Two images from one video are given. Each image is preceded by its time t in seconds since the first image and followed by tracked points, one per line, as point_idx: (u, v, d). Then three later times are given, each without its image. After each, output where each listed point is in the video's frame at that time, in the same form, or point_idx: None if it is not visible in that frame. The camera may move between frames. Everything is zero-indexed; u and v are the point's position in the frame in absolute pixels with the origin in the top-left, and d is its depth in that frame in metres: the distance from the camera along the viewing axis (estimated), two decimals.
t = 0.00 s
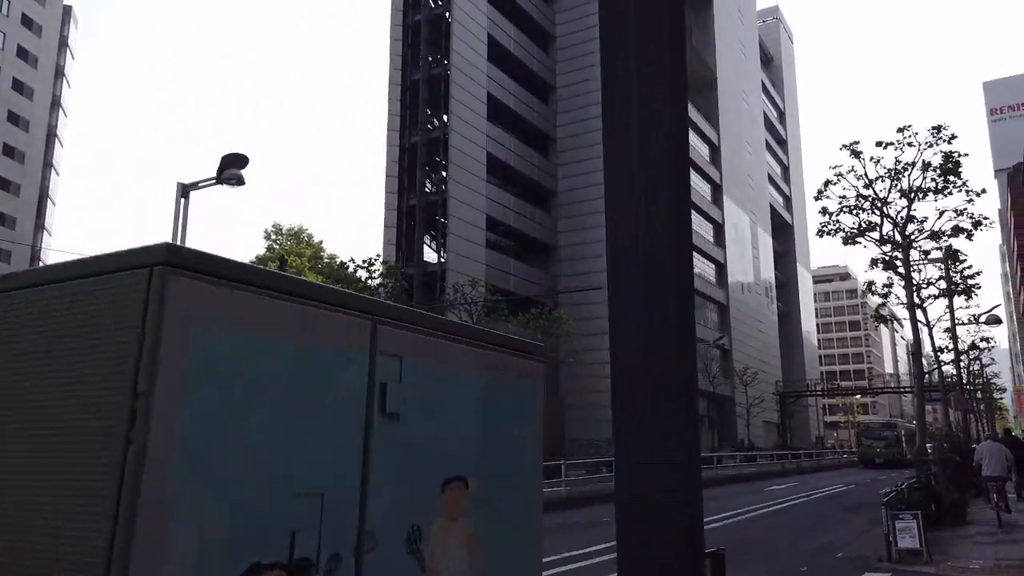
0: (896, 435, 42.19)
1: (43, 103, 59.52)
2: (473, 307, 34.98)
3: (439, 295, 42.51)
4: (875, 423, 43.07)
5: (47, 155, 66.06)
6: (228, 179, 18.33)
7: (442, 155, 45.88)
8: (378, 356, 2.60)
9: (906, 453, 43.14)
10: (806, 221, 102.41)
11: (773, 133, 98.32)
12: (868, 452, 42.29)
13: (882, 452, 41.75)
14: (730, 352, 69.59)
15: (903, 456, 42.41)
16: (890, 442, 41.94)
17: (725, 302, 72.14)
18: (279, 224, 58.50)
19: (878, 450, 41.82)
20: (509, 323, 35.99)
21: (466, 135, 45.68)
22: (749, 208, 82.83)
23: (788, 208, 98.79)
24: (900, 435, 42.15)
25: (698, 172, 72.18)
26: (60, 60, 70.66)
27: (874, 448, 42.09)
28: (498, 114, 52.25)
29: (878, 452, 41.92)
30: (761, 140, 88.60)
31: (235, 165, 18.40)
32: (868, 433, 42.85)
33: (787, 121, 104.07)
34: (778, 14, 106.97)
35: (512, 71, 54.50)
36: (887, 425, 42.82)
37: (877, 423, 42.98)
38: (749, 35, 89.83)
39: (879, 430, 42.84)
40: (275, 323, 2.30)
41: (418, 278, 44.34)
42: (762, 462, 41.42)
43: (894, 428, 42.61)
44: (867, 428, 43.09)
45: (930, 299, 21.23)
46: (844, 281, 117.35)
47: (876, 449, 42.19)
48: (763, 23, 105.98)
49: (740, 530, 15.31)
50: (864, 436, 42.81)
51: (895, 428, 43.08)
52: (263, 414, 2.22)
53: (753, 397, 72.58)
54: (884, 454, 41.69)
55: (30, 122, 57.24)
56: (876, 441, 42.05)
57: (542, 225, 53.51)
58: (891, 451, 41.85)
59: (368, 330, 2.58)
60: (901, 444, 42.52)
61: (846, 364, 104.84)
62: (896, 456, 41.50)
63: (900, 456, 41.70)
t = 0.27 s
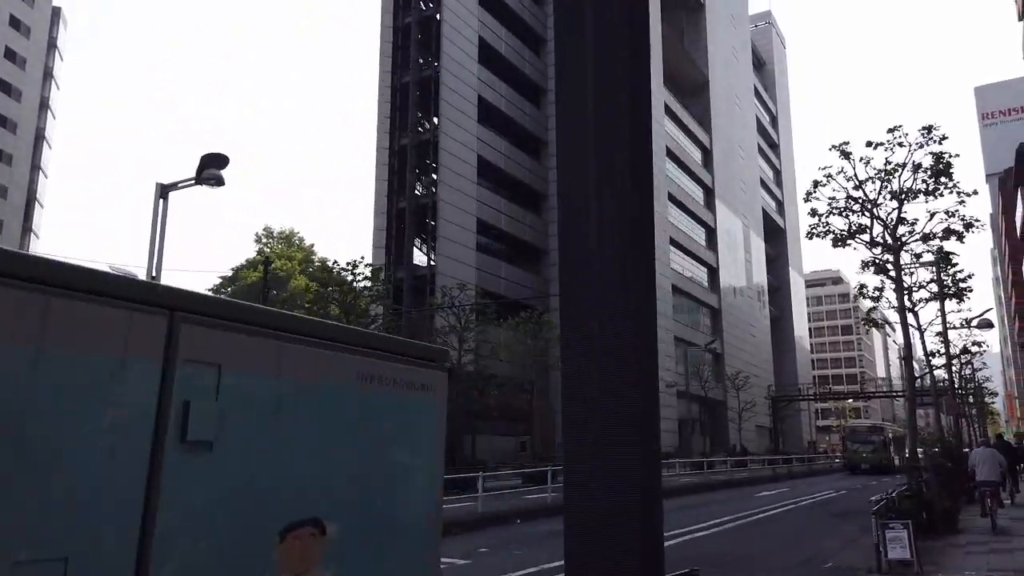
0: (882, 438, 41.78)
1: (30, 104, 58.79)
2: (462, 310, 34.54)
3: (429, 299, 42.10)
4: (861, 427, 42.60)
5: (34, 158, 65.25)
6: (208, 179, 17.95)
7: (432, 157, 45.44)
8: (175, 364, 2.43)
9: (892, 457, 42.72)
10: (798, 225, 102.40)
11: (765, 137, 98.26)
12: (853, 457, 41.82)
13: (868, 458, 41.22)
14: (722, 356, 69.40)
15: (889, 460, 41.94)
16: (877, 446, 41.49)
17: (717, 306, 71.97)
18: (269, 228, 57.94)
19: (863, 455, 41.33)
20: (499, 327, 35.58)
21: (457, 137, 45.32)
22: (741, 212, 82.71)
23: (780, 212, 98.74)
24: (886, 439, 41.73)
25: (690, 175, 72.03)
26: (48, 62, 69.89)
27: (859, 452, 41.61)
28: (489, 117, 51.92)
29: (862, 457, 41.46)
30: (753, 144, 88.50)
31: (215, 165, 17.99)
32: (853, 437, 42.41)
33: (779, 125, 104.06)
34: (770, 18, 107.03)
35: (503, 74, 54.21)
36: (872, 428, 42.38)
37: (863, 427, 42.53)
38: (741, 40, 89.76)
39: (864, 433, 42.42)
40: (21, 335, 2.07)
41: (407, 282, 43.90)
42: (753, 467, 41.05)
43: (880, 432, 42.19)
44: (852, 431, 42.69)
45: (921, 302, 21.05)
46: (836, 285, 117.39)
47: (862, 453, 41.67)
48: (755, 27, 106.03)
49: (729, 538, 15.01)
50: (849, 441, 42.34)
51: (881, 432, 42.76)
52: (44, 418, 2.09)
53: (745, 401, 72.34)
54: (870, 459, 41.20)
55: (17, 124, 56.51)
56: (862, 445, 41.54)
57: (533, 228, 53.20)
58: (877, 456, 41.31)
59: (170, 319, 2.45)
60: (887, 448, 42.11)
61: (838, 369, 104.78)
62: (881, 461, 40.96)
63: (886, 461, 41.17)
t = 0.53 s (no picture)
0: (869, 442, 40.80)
1: (17, 104, 58.07)
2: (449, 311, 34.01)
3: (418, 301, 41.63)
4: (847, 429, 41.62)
5: (21, 159, 64.45)
6: (186, 175, 17.56)
7: (421, 158, 45.01)
8: None
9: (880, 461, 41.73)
10: (790, 229, 102.31)
11: (757, 140, 98.24)
12: (839, 461, 40.73)
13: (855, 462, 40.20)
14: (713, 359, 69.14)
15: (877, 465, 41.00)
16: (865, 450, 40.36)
17: (709, 309, 71.74)
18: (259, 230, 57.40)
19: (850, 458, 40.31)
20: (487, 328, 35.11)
21: (447, 138, 44.99)
22: (733, 216, 82.58)
23: (772, 216, 98.67)
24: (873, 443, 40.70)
25: (682, 178, 71.82)
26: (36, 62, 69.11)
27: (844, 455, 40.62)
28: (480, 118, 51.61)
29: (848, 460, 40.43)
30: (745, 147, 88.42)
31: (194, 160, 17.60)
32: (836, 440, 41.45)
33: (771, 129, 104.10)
34: (761, 22, 107.05)
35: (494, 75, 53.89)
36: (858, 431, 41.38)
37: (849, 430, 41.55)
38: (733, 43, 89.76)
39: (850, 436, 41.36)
40: None
41: (396, 283, 43.45)
42: (745, 470, 40.63)
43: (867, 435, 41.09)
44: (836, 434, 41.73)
45: (912, 301, 20.81)
46: (829, 289, 117.38)
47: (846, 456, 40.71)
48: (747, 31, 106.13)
49: (716, 540, 14.74)
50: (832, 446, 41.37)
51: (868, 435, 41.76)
52: None
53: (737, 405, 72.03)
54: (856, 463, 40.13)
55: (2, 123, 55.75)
56: (848, 448, 40.49)
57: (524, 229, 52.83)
58: (864, 459, 40.24)
59: None
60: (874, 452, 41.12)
61: (830, 372, 104.66)
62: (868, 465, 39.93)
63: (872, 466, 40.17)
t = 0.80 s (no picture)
0: (853, 443, 40.25)
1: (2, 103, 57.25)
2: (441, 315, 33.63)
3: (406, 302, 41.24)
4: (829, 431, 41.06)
5: (6, 157, 63.57)
6: (163, 171, 17.12)
7: (410, 158, 44.59)
8: None
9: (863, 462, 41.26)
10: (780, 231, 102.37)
11: (748, 143, 98.30)
12: (821, 464, 40.06)
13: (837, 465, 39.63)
14: (703, 361, 69.11)
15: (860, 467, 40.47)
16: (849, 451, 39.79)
17: (699, 310, 71.68)
18: (249, 231, 56.90)
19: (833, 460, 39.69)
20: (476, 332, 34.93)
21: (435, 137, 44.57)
22: (724, 218, 82.54)
23: (763, 218, 98.76)
24: (857, 443, 40.09)
25: (672, 179, 71.65)
26: (22, 60, 68.23)
27: (826, 457, 40.01)
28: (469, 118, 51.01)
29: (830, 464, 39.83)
30: (735, 149, 88.44)
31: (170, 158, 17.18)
32: (818, 441, 40.84)
33: (762, 131, 104.22)
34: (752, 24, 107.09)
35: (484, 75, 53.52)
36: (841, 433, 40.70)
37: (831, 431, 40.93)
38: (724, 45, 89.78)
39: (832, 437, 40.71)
40: None
41: (384, 284, 43.06)
42: (734, 472, 40.38)
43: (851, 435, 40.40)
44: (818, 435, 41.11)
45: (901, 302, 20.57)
46: (819, 291, 117.81)
47: (828, 458, 40.12)
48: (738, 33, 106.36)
49: (701, 545, 14.51)
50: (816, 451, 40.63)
51: (851, 436, 41.17)
52: None
53: (727, 406, 71.96)
54: (839, 466, 39.54)
55: None
56: (830, 449, 39.86)
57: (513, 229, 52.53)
58: (846, 460, 39.71)
59: None
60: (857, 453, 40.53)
61: (820, 375, 104.95)
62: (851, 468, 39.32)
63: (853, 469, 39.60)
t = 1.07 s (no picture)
0: (834, 444, 38.98)
1: None
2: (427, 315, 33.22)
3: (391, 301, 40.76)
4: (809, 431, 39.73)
5: None
6: (133, 164, 16.66)
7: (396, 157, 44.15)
8: None
9: (843, 461, 40.14)
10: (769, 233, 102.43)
11: (737, 145, 98.34)
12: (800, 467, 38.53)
13: (818, 467, 37.92)
14: (691, 362, 69.00)
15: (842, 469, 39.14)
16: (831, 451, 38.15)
17: (688, 312, 71.55)
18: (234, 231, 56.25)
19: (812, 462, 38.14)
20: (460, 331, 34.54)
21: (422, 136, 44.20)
22: (713, 219, 82.48)
23: (751, 220, 98.79)
24: (837, 444, 38.74)
25: (661, 180, 71.49)
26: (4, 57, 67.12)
27: (805, 458, 38.42)
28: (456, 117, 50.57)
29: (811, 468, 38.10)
30: (724, 151, 88.45)
31: (140, 151, 16.72)
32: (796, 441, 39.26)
33: (751, 133, 104.30)
34: (741, 27, 107.19)
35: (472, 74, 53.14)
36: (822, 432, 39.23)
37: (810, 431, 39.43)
38: (713, 46, 89.83)
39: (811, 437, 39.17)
40: None
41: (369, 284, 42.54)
42: (721, 474, 40.03)
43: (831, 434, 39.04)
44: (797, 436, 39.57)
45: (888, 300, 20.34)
46: (807, 293, 118.03)
47: (807, 458, 38.65)
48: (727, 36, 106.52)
49: (680, 546, 14.15)
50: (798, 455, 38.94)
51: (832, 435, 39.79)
52: None
53: (715, 407, 71.84)
54: (818, 469, 37.85)
55: None
56: (810, 450, 38.31)
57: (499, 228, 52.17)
58: (827, 462, 38.08)
59: None
60: (837, 454, 39.24)
61: (808, 376, 105.10)
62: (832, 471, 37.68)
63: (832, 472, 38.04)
